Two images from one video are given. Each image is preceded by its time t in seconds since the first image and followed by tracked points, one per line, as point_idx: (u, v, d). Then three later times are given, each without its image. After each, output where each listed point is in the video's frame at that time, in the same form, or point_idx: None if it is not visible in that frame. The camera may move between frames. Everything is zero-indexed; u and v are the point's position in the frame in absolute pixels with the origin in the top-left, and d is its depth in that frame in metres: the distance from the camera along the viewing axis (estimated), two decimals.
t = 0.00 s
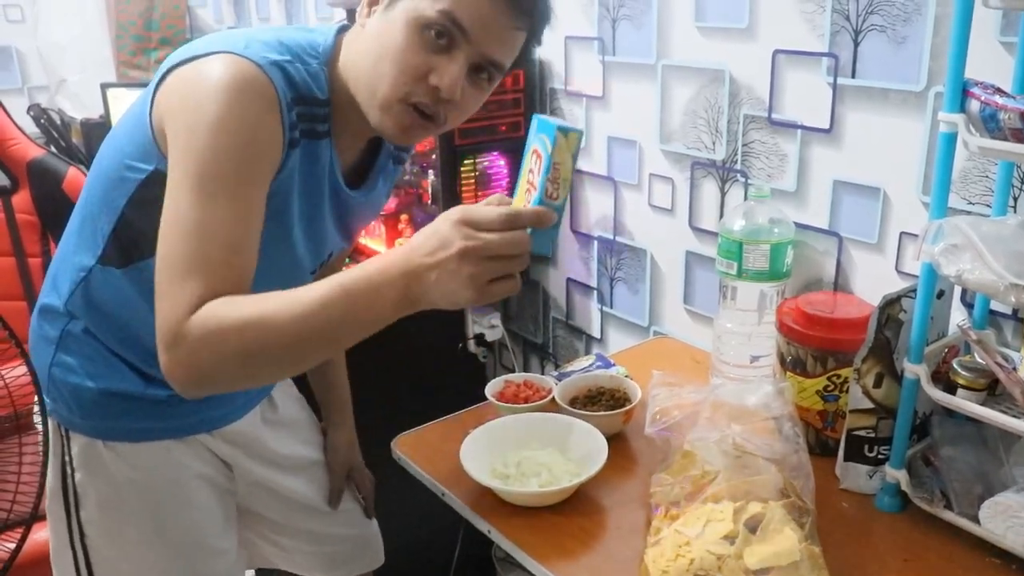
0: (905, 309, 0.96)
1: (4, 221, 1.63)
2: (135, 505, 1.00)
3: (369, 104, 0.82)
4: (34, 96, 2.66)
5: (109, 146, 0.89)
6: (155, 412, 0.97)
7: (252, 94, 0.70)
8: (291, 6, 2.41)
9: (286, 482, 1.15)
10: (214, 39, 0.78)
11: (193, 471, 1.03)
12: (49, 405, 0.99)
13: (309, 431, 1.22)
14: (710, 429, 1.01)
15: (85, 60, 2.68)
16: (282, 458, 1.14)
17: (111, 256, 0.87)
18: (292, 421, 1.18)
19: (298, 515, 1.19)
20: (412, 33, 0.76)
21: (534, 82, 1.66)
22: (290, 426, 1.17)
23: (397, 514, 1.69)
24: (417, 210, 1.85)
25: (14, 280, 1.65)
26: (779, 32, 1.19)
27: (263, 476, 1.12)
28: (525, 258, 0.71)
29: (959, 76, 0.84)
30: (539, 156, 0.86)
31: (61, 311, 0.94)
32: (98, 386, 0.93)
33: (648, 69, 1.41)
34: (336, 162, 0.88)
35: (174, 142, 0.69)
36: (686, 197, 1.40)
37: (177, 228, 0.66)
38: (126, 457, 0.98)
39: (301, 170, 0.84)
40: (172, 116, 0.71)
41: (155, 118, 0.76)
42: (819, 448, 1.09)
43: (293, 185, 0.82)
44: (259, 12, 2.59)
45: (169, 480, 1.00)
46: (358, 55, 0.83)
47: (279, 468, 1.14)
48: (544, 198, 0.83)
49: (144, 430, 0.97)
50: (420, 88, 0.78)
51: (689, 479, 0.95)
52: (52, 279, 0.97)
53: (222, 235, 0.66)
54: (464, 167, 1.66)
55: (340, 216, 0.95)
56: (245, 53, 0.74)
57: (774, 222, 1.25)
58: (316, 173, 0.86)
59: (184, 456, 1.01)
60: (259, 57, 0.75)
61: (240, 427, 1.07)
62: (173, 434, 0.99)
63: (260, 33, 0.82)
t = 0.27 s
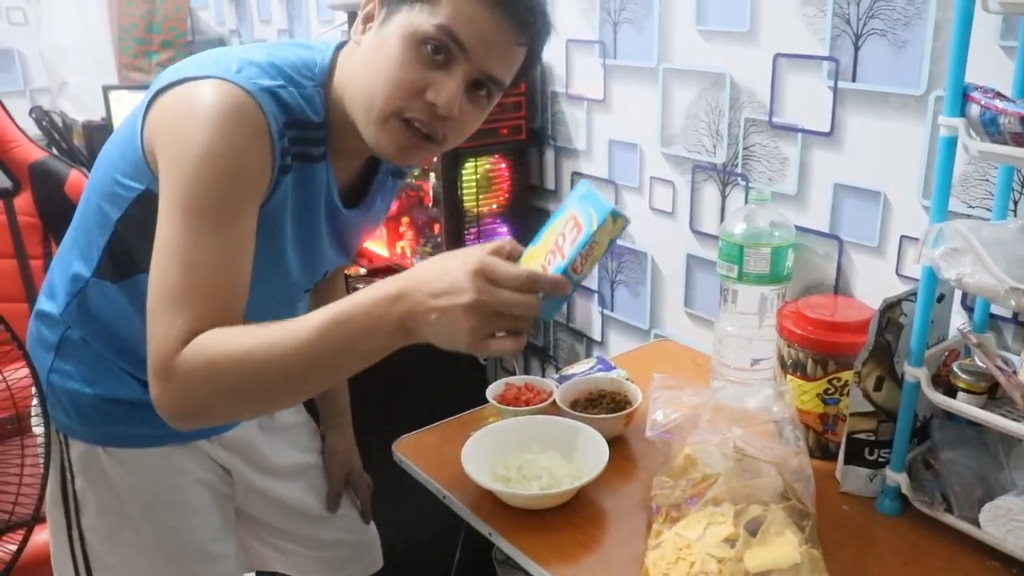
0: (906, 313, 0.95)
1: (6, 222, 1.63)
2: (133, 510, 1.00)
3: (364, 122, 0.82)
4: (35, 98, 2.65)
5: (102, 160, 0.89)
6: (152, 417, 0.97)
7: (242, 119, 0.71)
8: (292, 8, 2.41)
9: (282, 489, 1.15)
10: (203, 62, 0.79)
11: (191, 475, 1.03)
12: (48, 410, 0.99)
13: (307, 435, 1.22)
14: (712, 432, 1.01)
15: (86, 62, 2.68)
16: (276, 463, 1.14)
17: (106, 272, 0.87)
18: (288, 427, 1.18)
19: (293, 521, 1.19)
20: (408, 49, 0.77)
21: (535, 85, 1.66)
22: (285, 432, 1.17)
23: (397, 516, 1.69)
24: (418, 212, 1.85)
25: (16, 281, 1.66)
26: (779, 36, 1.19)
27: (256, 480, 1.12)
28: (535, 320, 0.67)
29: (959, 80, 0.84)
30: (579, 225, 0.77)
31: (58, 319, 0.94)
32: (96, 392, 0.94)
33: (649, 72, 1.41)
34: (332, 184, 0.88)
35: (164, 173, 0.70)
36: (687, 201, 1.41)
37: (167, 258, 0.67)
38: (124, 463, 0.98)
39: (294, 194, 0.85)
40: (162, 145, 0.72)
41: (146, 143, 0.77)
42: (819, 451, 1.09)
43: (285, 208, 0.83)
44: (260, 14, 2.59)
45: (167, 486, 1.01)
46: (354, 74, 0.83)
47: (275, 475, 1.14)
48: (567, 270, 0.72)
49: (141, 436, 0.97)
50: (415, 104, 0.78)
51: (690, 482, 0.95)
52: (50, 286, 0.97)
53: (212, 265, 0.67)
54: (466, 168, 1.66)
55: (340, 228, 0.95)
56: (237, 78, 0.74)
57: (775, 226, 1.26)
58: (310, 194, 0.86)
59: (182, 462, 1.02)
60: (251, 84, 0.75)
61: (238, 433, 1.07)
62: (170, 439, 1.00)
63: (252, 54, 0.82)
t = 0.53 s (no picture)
0: (905, 317, 0.96)
1: (7, 227, 1.63)
2: (134, 516, 1.00)
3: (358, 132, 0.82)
4: (35, 102, 2.66)
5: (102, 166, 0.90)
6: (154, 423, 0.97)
7: (232, 133, 0.70)
8: (292, 12, 2.42)
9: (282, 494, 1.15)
10: (193, 73, 0.79)
11: (194, 481, 1.03)
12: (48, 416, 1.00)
13: (304, 441, 1.21)
14: (711, 437, 1.01)
15: (88, 67, 2.69)
16: (277, 470, 1.13)
17: (104, 278, 0.87)
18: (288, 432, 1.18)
19: (293, 526, 1.19)
20: (404, 58, 0.77)
21: (535, 90, 1.67)
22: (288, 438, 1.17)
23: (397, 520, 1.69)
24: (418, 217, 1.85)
25: (16, 286, 1.66)
26: (779, 40, 1.20)
27: (258, 487, 1.12)
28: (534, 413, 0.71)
29: (958, 85, 0.84)
30: (587, 317, 0.86)
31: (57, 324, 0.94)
32: (97, 398, 0.94)
33: (649, 77, 1.41)
34: (330, 194, 0.89)
35: (154, 188, 0.70)
36: (687, 205, 1.41)
37: (159, 275, 0.67)
38: (126, 470, 0.98)
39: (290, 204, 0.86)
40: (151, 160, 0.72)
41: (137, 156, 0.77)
42: (819, 455, 1.09)
43: (281, 216, 0.83)
44: (260, 19, 2.60)
45: (167, 492, 1.01)
46: (350, 86, 0.83)
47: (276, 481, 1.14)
48: (571, 363, 0.83)
49: (142, 442, 0.98)
50: (412, 115, 0.78)
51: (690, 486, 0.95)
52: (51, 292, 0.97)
53: (204, 284, 0.67)
54: (466, 175, 1.67)
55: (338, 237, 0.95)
56: (229, 89, 0.75)
57: (774, 230, 1.26)
58: (307, 203, 0.87)
59: (183, 467, 1.02)
60: (243, 95, 0.75)
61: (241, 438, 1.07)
62: (171, 445, 1.00)
63: (248, 64, 0.83)
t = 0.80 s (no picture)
0: (905, 320, 0.96)
1: (6, 230, 1.63)
2: (138, 520, 1.00)
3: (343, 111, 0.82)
4: (35, 106, 2.68)
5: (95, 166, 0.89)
6: (158, 427, 0.97)
7: (212, 125, 0.72)
8: (292, 16, 2.41)
9: (287, 494, 1.15)
10: (182, 60, 0.80)
11: (198, 485, 1.03)
12: (49, 421, 1.00)
13: (312, 444, 1.22)
14: (711, 440, 1.02)
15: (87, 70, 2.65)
16: (282, 469, 1.13)
17: (103, 278, 0.87)
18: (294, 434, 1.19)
19: (300, 528, 1.18)
20: (387, 33, 0.78)
21: (534, 92, 1.67)
22: (292, 439, 1.18)
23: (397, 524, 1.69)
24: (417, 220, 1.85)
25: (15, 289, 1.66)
26: (778, 42, 1.20)
27: (263, 487, 1.11)
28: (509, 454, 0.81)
29: (957, 88, 0.84)
30: (560, 390, 0.84)
31: (59, 328, 0.94)
32: (99, 404, 0.94)
33: (647, 80, 1.41)
34: (324, 180, 0.89)
35: (136, 177, 0.73)
36: (686, 207, 1.41)
37: (145, 266, 0.72)
38: (129, 475, 0.98)
39: (284, 191, 0.85)
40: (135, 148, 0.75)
41: (125, 140, 0.79)
42: (819, 458, 1.09)
43: (272, 203, 0.83)
44: (259, 22, 2.60)
45: (172, 497, 1.01)
46: (336, 67, 0.83)
47: (281, 480, 1.14)
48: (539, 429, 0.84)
49: (146, 447, 0.98)
50: (393, 87, 0.79)
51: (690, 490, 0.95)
52: (50, 297, 0.97)
53: (189, 274, 0.72)
54: (465, 177, 1.65)
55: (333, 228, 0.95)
56: (214, 78, 0.76)
57: (773, 233, 1.27)
58: (300, 193, 0.87)
59: (186, 472, 1.02)
60: (228, 83, 0.76)
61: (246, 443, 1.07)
62: (175, 449, 1.00)
63: (236, 53, 0.83)
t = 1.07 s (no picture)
0: (906, 327, 0.95)
1: (7, 236, 1.63)
2: (144, 527, 1.00)
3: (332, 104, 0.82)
4: (37, 111, 2.69)
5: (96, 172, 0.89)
6: (163, 433, 0.97)
7: (206, 131, 0.73)
8: (293, 22, 2.42)
9: (291, 509, 1.15)
10: (178, 64, 0.80)
11: (203, 493, 1.03)
12: (52, 429, 0.99)
13: (316, 455, 1.21)
14: (711, 447, 1.01)
15: (89, 75, 2.62)
16: (286, 483, 1.13)
17: (105, 284, 0.87)
18: (299, 445, 1.18)
19: (305, 540, 1.18)
20: (367, 21, 0.79)
21: (535, 99, 1.67)
22: (298, 450, 1.17)
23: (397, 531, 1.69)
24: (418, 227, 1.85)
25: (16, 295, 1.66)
26: (778, 49, 1.20)
27: (266, 500, 1.11)
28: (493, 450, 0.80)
29: (957, 95, 0.84)
30: (542, 386, 0.88)
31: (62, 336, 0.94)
32: (103, 411, 0.94)
33: (647, 86, 1.41)
34: (321, 180, 0.89)
35: (129, 179, 0.73)
36: (686, 214, 1.41)
37: (137, 266, 0.73)
38: (134, 482, 0.98)
39: (281, 192, 0.85)
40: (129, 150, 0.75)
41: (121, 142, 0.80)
42: (820, 466, 1.08)
43: (266, 207, 0.83)
44: (261, 28, 2.60)
45: (178, 503, 1.01)
46: (322, 64, 0.83)
47: (284, 493, 1.14)
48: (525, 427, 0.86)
49: (151, 453, 0.98)
50: (380, 72, 0.79)
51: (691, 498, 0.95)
52: (54, 304, 0.97)
53: (181, 277, 0.73)
54: (466, 183, 1.65)
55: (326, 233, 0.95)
56: (206, 82, 0.76)
57: (773, 240, 1.26)
58: (297, 195, 0.87)
59: (191, 478, 1.02)
60: (219, 85, 0.77)
61: (250, 449, 1.08)
62: (180, 455, 1.00)
63: (232, 57, 0.84)
